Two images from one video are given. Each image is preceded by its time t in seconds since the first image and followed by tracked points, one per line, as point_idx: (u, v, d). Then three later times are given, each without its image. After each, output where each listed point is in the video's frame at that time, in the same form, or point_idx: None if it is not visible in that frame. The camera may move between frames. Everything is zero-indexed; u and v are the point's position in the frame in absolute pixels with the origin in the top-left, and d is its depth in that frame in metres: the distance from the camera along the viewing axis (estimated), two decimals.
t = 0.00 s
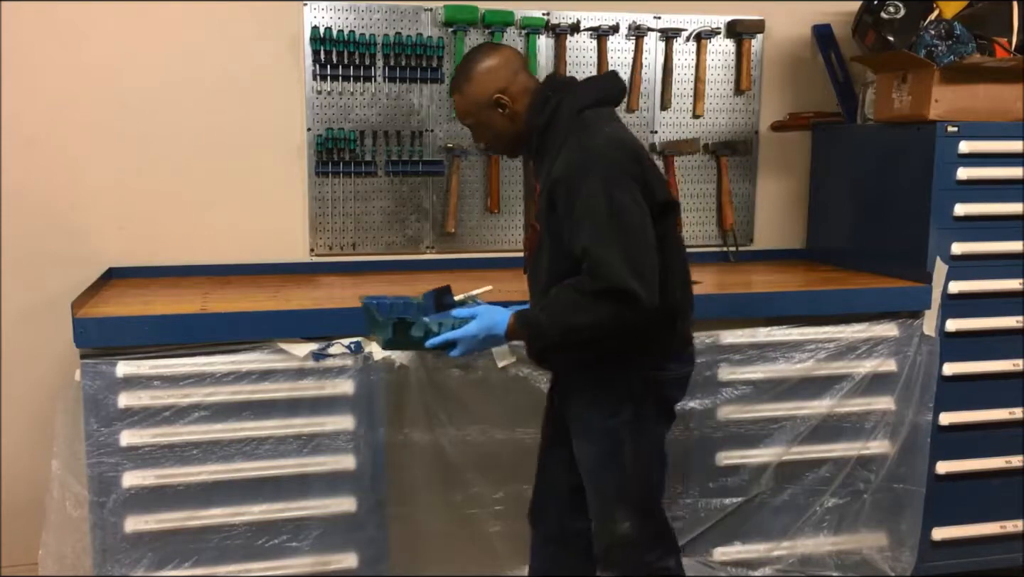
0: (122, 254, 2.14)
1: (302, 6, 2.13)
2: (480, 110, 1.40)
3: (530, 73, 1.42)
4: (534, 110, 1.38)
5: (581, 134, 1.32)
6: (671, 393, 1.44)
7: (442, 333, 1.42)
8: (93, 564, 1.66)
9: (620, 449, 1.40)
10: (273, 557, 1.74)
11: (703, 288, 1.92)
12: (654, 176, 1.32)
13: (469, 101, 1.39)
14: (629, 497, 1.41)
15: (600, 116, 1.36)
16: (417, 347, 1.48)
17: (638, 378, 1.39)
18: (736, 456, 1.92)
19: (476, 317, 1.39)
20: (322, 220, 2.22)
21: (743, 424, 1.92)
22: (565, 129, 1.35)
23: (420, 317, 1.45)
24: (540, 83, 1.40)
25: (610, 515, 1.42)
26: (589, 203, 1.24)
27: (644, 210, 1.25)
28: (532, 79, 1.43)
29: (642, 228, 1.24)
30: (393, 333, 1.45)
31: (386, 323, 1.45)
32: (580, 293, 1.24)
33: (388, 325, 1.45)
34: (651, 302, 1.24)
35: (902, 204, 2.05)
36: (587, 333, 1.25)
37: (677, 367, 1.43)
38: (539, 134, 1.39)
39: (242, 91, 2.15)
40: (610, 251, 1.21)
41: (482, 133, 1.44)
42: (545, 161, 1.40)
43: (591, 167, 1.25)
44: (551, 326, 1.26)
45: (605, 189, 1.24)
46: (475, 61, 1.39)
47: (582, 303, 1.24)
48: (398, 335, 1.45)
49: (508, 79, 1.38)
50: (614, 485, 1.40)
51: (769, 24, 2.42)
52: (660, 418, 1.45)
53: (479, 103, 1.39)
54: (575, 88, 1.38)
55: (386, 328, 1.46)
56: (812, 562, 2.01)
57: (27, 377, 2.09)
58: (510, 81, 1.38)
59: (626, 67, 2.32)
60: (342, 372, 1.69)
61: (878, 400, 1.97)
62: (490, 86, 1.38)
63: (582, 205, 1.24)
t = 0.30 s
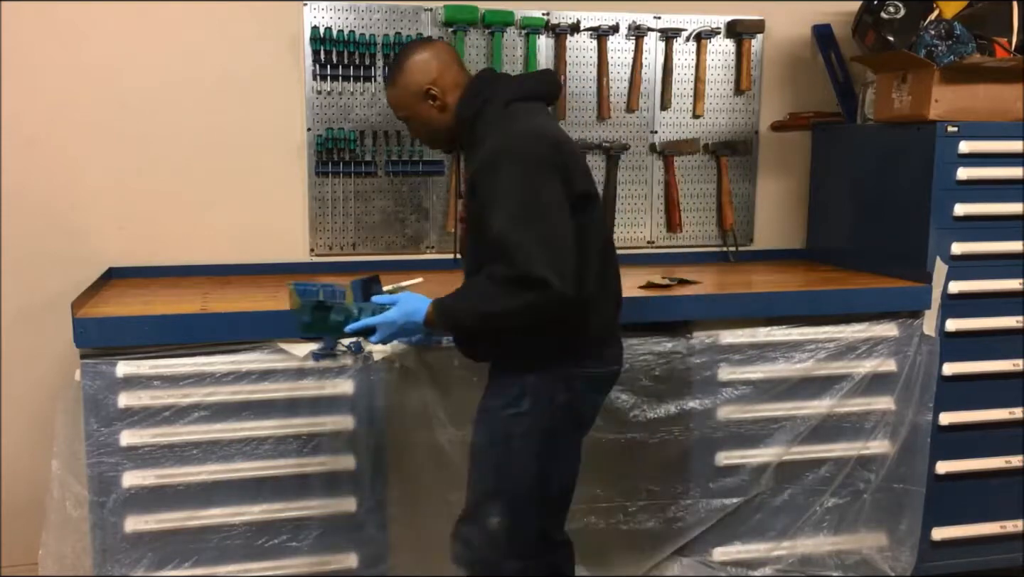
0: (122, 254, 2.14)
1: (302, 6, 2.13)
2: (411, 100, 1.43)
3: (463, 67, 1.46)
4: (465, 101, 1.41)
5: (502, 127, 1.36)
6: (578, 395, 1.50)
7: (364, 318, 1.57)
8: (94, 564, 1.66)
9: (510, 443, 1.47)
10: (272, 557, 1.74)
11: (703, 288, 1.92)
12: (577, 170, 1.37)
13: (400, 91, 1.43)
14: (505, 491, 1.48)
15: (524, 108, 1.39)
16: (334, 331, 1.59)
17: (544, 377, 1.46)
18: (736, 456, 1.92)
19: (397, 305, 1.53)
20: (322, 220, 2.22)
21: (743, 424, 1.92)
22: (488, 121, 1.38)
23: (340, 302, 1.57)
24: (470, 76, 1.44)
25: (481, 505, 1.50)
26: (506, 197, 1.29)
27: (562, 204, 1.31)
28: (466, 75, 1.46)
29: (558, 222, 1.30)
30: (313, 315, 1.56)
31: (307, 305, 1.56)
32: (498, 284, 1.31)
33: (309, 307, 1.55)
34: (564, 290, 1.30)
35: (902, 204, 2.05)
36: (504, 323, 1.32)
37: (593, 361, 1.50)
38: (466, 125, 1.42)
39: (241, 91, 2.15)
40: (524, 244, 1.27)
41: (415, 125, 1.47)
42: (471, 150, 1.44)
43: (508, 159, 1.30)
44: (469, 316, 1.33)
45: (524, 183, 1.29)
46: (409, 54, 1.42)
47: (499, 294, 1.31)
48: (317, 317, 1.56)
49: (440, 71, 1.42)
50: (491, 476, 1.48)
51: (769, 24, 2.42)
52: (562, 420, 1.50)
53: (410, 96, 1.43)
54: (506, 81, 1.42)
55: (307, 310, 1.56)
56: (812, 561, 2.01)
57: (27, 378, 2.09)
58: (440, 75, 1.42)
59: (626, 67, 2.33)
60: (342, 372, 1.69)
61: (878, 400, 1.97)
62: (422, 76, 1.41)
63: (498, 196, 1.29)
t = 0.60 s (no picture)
0: (121, 253, 2.14)
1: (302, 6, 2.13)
2: (296, 119, 1.37)
3: (351, 77, 1.38)
4: (347, 116, 1.32)
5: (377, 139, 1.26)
6: (482, 419, 1.34)
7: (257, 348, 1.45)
8: (94, 564, 1.66)
9: (416, 472, 1.34)
10: (272, 557, 1.74)
11: (703, 288, 1.92)
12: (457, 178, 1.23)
13: (284, 111, 1.37)
14: (416, 523, 1.36)
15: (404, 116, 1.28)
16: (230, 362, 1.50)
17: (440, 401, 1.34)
18: (736, 456, 1.92)
19: (286, 334, 1.41)
20: (322, 220, 2.22)
21: (743, 423, 1.92)
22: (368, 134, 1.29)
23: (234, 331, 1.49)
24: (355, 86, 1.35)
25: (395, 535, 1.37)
26: (369, 217, 1.19)
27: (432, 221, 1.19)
28: (354, 85, 1.37)
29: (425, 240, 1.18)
30: (202, 346, 1.48)
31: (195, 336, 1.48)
32: (371, 312, 1.24)
33: (197, 339, 1.48)
34: (435, 314, 1.19)
35: (903, 204, 2.05)
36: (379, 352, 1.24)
37: (501, 382, 1.34)
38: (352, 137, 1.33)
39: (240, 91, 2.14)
40: (387, 268, 1.18)
41: (310, 142, 1.42)
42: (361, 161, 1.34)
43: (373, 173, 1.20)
44: (347, 346, 1.27)
45: (385, 200, 1.19)
46: (291, 68, 1.35)
47: (370, 321, 1.24)
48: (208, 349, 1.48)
49: (319, 87, 1.34)
50: (400, 506, 1.36)
51: (769, 24, 2.42)
52: (468, 445, 1.35)
53: (295, 112, 1.36)
54: (389, 88, 1.31)
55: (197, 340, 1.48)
56: (813, 561, 2.01)
57: (27, 378, 2.09)
58: (323, 88, 1.34)
59: (626, 67, 2.33)
60: (342, 373, 1.69)
61: (878, 401, 1.97)
62: (301, 95, 1.34)
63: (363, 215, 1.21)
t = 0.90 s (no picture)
0: (121, 253, 2.14)
1: (302, 6, 2.13)
2: (227, 124, 1.35)
3: (282, 82, 1.36)
4: (279, 121, 1.30)
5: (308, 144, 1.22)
6: (434, 425, 1.32)
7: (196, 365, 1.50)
8: (94, 564, 1.66)
9: (374, 481, 1.32)
10: (272, 557, 1.74)
11: (703, 288, 1.92)
12: (391, 179, 1.20)
13: (214, 116, 1.35)
14: (378, 530, 1.32)
15: (336, 120, 1.25)
16: (170, 378, 1.56)
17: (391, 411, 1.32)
18: (736, 456, 1.92)
19: (229, 348, 1.33)
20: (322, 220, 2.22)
21: (743, 423, 1.92)
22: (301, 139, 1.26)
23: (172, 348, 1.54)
24: (285, 92, 1.33)
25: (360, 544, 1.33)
26: (301, 226, 1.16)
27: (366, 225, 1.15)
28: (285, 89, 1.35)
29: (360, 245, 1.15)
30: (142, 365, 1.53)
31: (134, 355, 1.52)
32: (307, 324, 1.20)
33: (136, 357, 1.52)
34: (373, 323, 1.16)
35: (903, 203, 2.05)
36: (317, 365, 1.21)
37: (449, 388, 1.32)
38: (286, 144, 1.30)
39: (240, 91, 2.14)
40: (321, 277, 1.14)
41: (243, 148, 1.40)
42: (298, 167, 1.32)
43: (304, 182, 1.17)
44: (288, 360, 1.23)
45: (317, 207, 1.15)
46: (221, 72, 1.33)
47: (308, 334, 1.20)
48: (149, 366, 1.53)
49: (249, 92, 1.32)
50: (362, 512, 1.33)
51: (769, 24, 2.42)
52: (424, 450, 1.32)
53: (225, 118, 1.34)
54: (321, 90, 1.28)
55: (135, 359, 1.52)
56: (813, 561, 2.01)
57: (27, 377, 2.09)
58: (253, 94, 1.32)
59: (625, 67, 2.33)
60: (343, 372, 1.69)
61: (878, 401, 1.97)
62: (231, 101, 1.32)
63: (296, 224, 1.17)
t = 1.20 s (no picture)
0: (121, 254, 2.14)
1: (302, 6, 2.13)
2: (192, 118, 1.32)
3: (252, 79, 1.33)
4: (250, 120, 1.28)
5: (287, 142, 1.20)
6: (416, 426, 1.32)
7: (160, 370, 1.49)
8: (94, 564, 1.66)
9: (356, 484, 1.30)
10: (272, 557, 1.74)
11: (702, 288, 1.92)
12: (377, 176, 1.18)
13: (179, 109, 1.32)
14: (362, 536, 1.30)
15: (313, 120, 1.24)
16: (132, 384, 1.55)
17: (374, 415, 1.30)
18: (736, 456, 1.92)
19: (195, 353, 1.37)
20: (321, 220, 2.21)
21: (743, 423, 1.92)
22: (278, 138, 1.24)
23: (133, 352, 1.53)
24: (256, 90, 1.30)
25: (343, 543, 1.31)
26: (286, 222, 1.12)
27: (354, 222, 1.13)
28: (255, 87, 1.33)
29: (352, 241, 1.12)
30: (103, 371, 1.53)
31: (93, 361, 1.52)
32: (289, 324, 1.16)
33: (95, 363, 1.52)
34: (362, 322, 1.13)
35: (903, 204, 2.05)
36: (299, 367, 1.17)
37: (428, 389, 1.33)
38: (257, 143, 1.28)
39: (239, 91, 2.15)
40: (308, 275, 1.11)
41: (206, 144, 1.36)
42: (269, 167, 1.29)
43: (289, 177, 1.13)
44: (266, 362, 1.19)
45: (306, 203, 1.12)
46: (189, 66, 1.29)
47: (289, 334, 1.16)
48: (108, 372, 1.53)
49: (218, 87, 1.29)
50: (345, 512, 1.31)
51: (769, 24, 2.42)
52: (404, 453, 1.32)
53: (189, 112, 1.31)
54: (296, 89, 1.27)
55: (94, 365, 1.52)
56: (813, 561, 2.01)
57: (27, 377, 2.09)
58: (221, 90, 1.29)
59: (626, 67, 2.33)
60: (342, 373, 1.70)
61: (878, 401, 1.97)
62: (198, 95, 1.29)
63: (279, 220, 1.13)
